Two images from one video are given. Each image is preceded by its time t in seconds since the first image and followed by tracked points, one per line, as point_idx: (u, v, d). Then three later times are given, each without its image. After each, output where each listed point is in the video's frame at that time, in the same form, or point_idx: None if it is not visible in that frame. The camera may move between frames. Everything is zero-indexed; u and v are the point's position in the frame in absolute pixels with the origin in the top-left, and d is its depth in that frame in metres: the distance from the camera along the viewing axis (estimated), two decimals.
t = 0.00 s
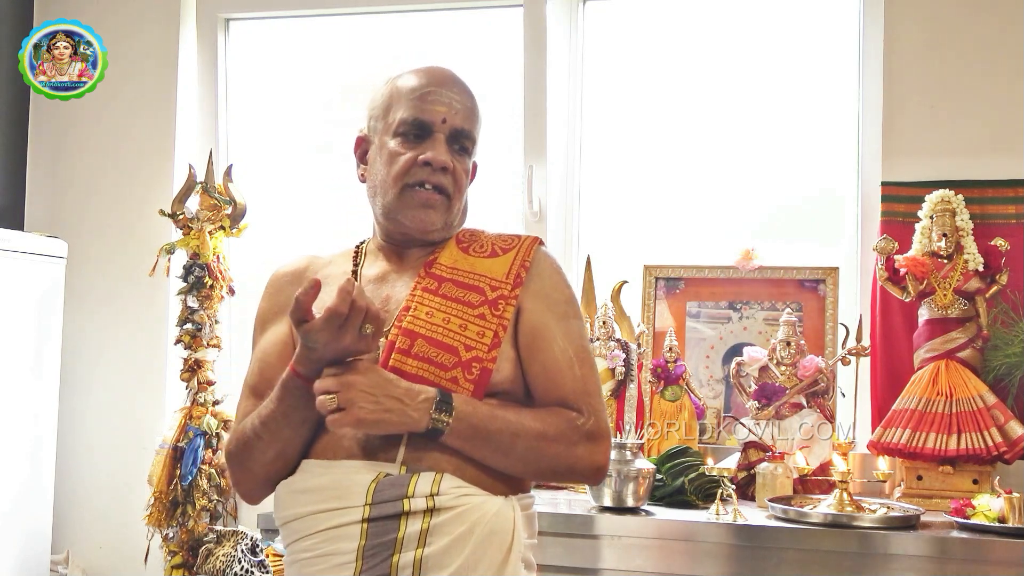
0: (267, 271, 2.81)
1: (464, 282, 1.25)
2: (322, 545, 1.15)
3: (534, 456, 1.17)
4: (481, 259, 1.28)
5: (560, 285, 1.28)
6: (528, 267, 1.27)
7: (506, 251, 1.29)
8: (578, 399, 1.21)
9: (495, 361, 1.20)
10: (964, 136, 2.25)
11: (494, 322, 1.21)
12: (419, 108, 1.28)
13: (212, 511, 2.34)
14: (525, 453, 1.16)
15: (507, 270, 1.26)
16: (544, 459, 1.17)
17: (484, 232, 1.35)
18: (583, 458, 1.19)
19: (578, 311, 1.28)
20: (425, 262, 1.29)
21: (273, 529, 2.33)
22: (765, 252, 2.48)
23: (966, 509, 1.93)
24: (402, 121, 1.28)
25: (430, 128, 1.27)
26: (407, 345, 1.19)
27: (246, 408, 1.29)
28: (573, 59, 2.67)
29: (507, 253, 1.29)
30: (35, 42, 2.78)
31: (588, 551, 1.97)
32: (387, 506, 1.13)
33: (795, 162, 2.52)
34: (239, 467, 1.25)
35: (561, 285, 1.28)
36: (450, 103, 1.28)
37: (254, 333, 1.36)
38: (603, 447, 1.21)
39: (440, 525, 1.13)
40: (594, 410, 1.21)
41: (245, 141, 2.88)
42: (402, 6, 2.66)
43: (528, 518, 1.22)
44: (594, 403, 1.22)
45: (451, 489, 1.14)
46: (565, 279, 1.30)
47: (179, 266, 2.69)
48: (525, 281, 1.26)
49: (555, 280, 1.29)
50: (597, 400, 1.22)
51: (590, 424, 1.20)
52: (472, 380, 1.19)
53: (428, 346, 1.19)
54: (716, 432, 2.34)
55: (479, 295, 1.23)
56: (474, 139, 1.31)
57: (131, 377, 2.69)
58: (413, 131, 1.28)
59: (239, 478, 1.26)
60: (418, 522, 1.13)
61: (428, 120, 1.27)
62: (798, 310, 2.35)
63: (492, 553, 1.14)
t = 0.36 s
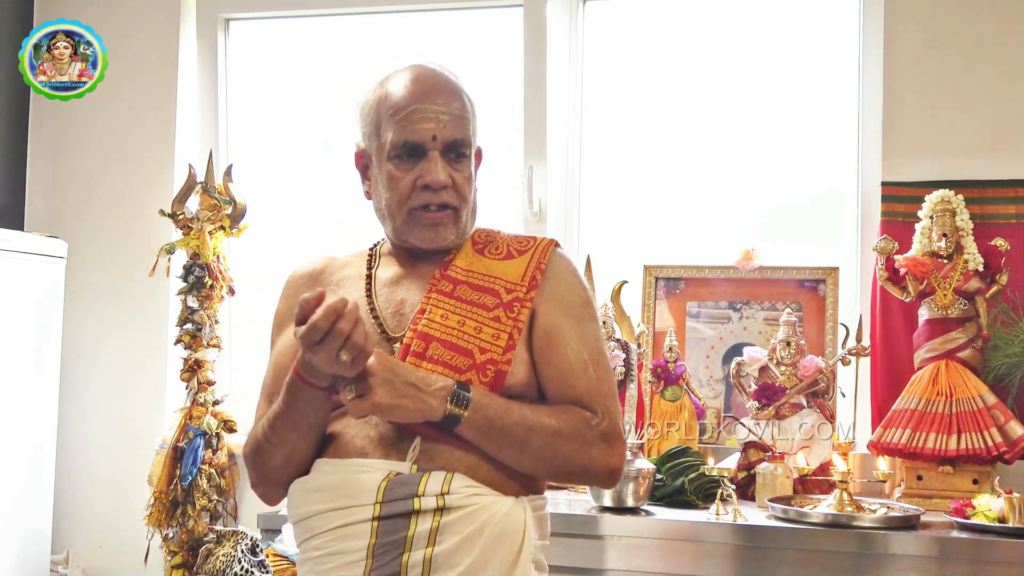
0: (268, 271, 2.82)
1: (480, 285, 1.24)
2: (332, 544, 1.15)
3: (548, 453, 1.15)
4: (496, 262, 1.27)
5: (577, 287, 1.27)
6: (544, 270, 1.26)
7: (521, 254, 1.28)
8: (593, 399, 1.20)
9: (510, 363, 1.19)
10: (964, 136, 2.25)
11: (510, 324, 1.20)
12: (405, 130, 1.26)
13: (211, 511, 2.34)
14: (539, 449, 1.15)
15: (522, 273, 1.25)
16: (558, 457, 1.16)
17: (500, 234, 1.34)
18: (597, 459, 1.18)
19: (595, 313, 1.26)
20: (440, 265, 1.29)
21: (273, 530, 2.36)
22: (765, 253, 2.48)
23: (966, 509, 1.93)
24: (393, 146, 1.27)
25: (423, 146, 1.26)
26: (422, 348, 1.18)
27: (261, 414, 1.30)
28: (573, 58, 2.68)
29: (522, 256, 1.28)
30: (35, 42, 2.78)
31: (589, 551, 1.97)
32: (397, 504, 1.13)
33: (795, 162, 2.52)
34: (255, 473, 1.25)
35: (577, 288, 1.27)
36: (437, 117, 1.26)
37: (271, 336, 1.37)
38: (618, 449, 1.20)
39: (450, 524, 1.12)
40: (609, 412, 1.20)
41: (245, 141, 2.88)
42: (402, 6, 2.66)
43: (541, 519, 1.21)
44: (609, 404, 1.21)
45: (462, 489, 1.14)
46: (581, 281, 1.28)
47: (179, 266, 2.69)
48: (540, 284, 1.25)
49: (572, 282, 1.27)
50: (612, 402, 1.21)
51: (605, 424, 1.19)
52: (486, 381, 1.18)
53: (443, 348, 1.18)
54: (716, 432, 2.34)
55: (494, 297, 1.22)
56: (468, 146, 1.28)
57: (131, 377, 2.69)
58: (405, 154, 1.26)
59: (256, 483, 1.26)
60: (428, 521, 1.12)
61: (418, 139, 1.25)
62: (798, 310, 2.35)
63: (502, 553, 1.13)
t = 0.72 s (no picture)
0: (269, 271, 2.82)
1: (484, 287, 1.23)
2: (337, 549, 1.15)
3: (558, 459, 1.16)
4: (500, 263, 1.26)
5: (582, 289, 1.26)
6: (548, 271, 1.25)
7: (526, 254, 1.27)
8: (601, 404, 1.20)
9: (514, 366, 1.19)
10: (964, 136, 2.25)
11: (513, 327, 1.20)
12: (432, 103, 1.27)
13: (211, 511, 2.34)
14: (550, 456, 1.15)
15: (526, 273, 1.25)
16: (568, 462, 1.17)
17: (506, 234, 1.33)
18: (605, 464, 1.19)
19: (601, 316, 1.26)
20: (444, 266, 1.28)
21: (272, 528, 2.34)
22: (765, 253, 2.48)
23: (966, 509, 1.93)
24: (416, 118, 1.28)
25: (444, 122, 1.26)
26: (425, 352, 1.18)
27: (263, 413, 1.30)
28: (573, 57, 2.67)
29: (527, 256, 1.27)
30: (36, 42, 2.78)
31: (591, 552, 1.97)
32: (402, 511, 1.12)
33: (794, 162, 2.52)
34: (257, 471, 1.26)
35: (582, 289, 1.26)
36: (463, 96, 1.27)
37: (274, 334, 1.37)
38: (625, 453, 1.21)
39: (455, 531, 1.12)
40: (617, 416, 1.21)
41: (245, 141, 2.89)
42: (402, 6, 2.66)
43: (545, 520, 1.21)
44: (617, 409, 1.21)
45: (467, 494, 1.13)
46: (587, 282, 1.27)
47: (179, 266, 2.69)
48: (544, 285, 1.24)
49: (577, 283, 1.26)
50: (619, 407, 1.22)
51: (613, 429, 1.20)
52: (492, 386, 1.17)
53: (447, 352, 1.18)
54: (716, 432, 2.34)
55: (497, 299, 1.22)
56: (490, 132, 1.29)
57: (131, 376, 2.70)
58: (427, 125, 1.27)
59: (258, 482, 1.27)
60: (434, 527, 1.12)
61: (441, 114, 1.26)
62: (798, 310, 2.35)
63: (508, 557, 1.13)
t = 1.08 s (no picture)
0: (269, 271, 2.82)
1: (497, 291, 1.22)
2: (330, 545, 1.15)
3: (559, 466, 1.15)
4: (516, 269, 1.25)
5: (596, 302, 1.25)
6: (562, 281, 1.24)
7: (541, 263, 1.26)
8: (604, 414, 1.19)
9: (520, 373, 1.18)
10: (964, 136, 2.25)
11: (523, 334, 1.19)
12: (465, 113, 1.25)
13: (212, 511, 2.34)
14: (552, 459, 1.15)
15: (541, 282, 1.23)
16: (568, 470, 1.16)
17: (523, 241, 1.32)
18: (603, 478, 1.19)
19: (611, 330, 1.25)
20: (459, 267, 1.27)
21: (272, 527, 2.33)
22: (765, 253, 2.48)
23: (966, 509, 1.93)
24: (447, 126, 1.25)
25: (477, 134, 1.24)
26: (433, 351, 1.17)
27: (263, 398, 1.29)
28: (573, 56, 2.67)
29: (542, 265, 1.26)
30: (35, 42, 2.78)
31: (591, 551, 1.97)
32: (395, 508, 1.12)
33: (795, 162, 2.52)
34: (252, 453, 1.26)
35: (596, 302, 1.25)
36: (498, 110, 1.25)
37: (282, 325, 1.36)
38: (624, 469, 1.21)
39: (448, 530, 1.11)
40: (620, 432, 1.20)
41: (245, 141, 2.89)
42: (402, 6, 2.66)
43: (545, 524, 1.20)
44: (620, 425, 1.21)
45: (461, 494, 1.13)
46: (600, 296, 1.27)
47: (179, 266, 2.69)
48: (557, 295, 1.23)
49: (592, 296, 1.25)
50: (622, 422, 1.21)
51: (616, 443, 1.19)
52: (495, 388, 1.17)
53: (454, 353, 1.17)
54: (716, 432, 2.34)
55: (509, 305, 1.21)
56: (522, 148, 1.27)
57: (131, 376, 2.70)
58: (458, 137, 1.25)
59: (252, 465, 1.27)
60: (426, 526, 1.12)
61: (475, 125, 1.24)
62: (797, 309, 2.35)
63: (500, 560, 1.12)
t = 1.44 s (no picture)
0: (269, 270, 2.82)
1: (499, 290, 1.22)
2: (325, 539, 1.16)
3: (519, 449, 1.10)
4: (520, 268, 1.24)
5: (599, 300, 1.23)
6: (566, 281, 1.22)
7: (546, 262, 1.25)
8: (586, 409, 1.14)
9: (517, 373, 1.17)
10: (965, 136, 2.25)
11: (521, 334, 1.18)
12: (426, 108, 1.25)
13: (212, 511, 2.34)
14: (509, 445, 1.10)
15: (543, 281, 1.22)
16: (528, 455, 1.10)
17: (532, 241, 1.31)
18: (569, 470, 1.11)
19: (612, 330, 1.22)
20: (464, 266, 1.27)
21: (272, 528, 2.33)
22: (765, 253, 2.48)
23: (966, 509, 1.93)
24: (417, 125, 1.26)
25: (439, 125, 1.24)
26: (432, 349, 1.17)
27: (274, 395, 1.26)
28: (573, 56, 2.67)
29: (547, 264, 1.24)
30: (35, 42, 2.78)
31: (590, 551, 1.97)
32: (387, 505, 1.13)
33: (795, 162, 2.52)
34: (260, 453, 1.23)
35: (598, 301, 1.23)
36: (455, 96, 1.24)
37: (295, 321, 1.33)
38: (597, 467, 1.13)
39: (439, 528, 1.11)
40: (600, 428, 1.14)
41: (245, 141, 2.89)
42: (402, 6, 2.66)
43: (542, 531, 1.19)
44: (603, 421, 1.15)
45: (455, 493, 1.13)
46: (604, 295, 1.24)
47: (179, 266, 2.69)
48: (560, 296, 1.21)
49: (595, 295, 1.23)
50: (606, 419, 1.15)
51: (591, 437, 1.13)
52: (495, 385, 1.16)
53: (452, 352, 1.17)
54: (716, 432, 2.34)
55: (510, 304, 1.20)
56: (490, 127, 1.25)
57: (131, 376, 2.70)
58: (425, 132, 1.25)
59: (257, 463, 1.24)
60: (417, 523, 1.12)
61: (435, 117, 1.24)
62: (797, 309, 2.35)
63: (490, 561, 1.12)
